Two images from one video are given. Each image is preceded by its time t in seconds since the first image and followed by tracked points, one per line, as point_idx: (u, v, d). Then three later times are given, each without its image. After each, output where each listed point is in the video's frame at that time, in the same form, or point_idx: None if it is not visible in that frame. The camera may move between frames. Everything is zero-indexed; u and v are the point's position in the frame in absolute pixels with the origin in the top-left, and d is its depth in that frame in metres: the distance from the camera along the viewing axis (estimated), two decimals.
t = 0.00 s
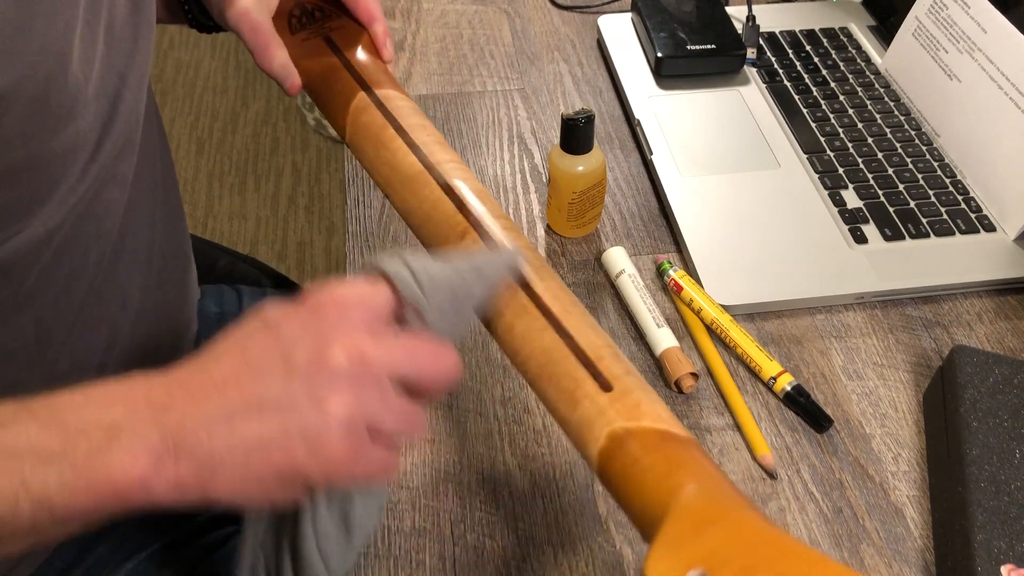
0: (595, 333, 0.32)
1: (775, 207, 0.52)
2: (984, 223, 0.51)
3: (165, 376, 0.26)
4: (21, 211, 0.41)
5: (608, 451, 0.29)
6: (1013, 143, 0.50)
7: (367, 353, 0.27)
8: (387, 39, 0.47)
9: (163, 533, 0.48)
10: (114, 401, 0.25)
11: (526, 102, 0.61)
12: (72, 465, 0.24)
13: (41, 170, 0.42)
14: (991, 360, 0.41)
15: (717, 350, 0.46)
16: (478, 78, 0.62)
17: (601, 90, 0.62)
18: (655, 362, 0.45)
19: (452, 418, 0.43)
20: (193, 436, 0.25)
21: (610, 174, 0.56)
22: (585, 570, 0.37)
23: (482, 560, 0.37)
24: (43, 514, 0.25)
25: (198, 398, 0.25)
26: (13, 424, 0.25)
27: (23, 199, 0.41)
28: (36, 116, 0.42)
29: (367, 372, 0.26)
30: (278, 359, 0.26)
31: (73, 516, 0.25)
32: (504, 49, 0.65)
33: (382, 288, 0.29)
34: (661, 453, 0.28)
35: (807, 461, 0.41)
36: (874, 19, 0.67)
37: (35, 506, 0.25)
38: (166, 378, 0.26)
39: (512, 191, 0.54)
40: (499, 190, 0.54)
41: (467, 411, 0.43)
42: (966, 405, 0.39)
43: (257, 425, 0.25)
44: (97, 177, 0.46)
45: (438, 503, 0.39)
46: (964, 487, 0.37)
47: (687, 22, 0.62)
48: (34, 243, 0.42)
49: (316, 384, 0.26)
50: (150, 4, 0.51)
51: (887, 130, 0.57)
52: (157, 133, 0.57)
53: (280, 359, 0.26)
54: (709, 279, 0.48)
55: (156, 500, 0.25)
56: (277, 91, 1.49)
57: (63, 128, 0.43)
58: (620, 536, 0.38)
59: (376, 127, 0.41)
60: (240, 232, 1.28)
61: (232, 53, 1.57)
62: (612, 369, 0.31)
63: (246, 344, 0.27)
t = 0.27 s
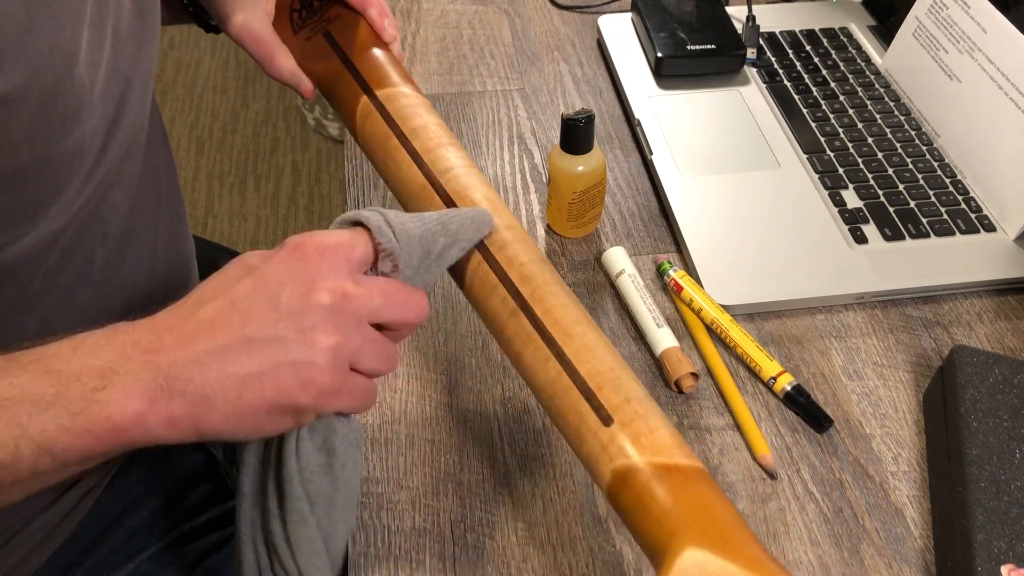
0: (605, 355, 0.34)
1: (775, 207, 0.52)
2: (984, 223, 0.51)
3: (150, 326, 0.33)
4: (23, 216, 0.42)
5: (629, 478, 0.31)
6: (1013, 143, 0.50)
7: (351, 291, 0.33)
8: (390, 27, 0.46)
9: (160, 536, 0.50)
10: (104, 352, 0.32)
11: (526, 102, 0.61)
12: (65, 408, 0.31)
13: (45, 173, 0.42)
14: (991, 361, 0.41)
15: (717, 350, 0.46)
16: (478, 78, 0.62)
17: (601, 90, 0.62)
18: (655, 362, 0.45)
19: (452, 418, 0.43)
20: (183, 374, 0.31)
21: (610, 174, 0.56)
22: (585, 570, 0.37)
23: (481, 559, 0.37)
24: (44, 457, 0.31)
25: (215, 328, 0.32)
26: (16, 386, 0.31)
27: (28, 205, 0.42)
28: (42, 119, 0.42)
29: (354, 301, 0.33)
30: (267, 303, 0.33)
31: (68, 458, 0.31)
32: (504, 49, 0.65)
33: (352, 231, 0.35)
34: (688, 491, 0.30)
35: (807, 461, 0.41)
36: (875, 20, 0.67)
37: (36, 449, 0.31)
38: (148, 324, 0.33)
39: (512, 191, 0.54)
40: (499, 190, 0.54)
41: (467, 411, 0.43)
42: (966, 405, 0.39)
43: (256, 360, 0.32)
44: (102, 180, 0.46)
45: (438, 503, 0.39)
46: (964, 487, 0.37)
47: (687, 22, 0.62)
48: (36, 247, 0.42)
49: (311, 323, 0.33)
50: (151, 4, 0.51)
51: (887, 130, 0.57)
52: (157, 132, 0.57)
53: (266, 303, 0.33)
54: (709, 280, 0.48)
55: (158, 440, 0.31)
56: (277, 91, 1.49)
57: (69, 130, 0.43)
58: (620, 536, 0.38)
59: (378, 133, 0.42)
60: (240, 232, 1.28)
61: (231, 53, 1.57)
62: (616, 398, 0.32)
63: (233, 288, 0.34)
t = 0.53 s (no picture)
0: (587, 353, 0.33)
1: (774, 207, 0.52)
2: (983, 223, 0.51)
3: (196, 399, 0.24)
4: (28, 217, 0.42)
5: (613, 487, 0.30)
6: (1013, 142, 0.50)
7: (421, 403, 0.26)
8: (377, 15, 0.45)
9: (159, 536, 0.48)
10: (140, 422, 0.24)
11: (526, 102, 0.61)
12: (87, 490, 0.22)
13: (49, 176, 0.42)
14: (992, 361, 0.41)
15: (717, 350, 0.46)
16: (478, 78, 0.62)
17: (601, 90, 0.62)
18: (655, 362, 0.45)
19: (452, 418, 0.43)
20: (221, 473, 0.23)
21: (610, 174, 0.56)
22: (585, 570, 0.37)
23: (482, 559, 0.37)
24: (58, 541, 0.23)
25: (228, 434, 0.24)
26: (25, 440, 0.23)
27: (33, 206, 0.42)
28: (46, 121, 0.42)
29: (423, 407, 0.26)
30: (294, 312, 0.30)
31: (89, 541, 0.23)
32: (504, 49, 0.65)
33: (438, 333, 0.29)
34: (672, 500, 0.29)
35: (808, 461, 0.41)
36: (874, 19, 0.67)
37: (51, 531, 0.23)
38: (193, 400, 0.25)
39: (512, 191, 0.54)
40: (499, 190, 0.54)
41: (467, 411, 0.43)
42: (966, 405, 0.39)
43: (288, 467, 0.24)
44: (105, 183, 0.47)
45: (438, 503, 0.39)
46: (965, 487, 0.37)
47: (687, 22, 0.62)
48: (41, 250, 0.42)
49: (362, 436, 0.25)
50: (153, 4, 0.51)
51: (887, 130, 0.57)
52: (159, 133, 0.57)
53: (325, 398, 0.25)
54: (709, 279, 0.48)
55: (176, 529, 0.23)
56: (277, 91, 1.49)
57: (74, 132, 0.43)
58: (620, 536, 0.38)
59: (366, 130, 0.41)
60: (240, 232, 1.28)
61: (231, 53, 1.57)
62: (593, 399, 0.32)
63: (294, 376, 0.25)
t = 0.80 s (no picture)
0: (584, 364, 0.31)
1: (775, 207, 0.52)
2: (983, 223, 0.51)
3: (191, 347, 0.24)
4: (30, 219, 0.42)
5: (608, 504, 0.28)
6: (1013, 142, 0.50)
7: (412, 343, 0.25)
8: (378, 14, 0.44)
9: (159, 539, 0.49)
10: (132, 374, 0.23)
11: (526, 102, 0.61)
12: (81, 437, 0.22)
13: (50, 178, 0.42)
14: (992, 361, 0.41)
15: (717, 350, 0.46)
16: (478, 78, 0.62)
17: (601, 90, 0.62)
18: (655, 362, 0.45)
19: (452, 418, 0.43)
20: (215, 408, 0.22)
21: (610, 174, 0.56)
22: (585, 570, 0.37)
23: (482, 559, 0.37)
24: (52, 494, 0.23)
25: (226, 368, 0.23)
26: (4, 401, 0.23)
27: (36, 208, 0.42)
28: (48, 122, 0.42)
29: (414, 358, 0.25)
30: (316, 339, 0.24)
31: (83, 493, 0.23)
32: (504, 49, 0.65)
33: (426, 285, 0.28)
34: (672, 520, 0.27)
35: (807, 461, 0.41)
36: (874, 20, 0.67)
37: (44, 483, 0.23)
38: (188, 352, 0.24)
39: (512, 191, 0.54)
40: (499, 190, 0.54)
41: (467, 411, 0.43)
42: (966, 405, 0.39)
43: (286, 404, 0.23)
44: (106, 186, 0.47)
45: (438, 503, 0.39)
46: (964, 487, 0.37)
47: (687, 22, 0.62)
48: (43, 251, 0.42)
49: (366, 369, 0.24)
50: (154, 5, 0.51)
51: (887, 130, 0.57)
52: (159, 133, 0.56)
53: (321, 341, 0.24)
54: (709, 279, 0.48)
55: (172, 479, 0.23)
56: (277, 91, 1.49)
57: (75, 134, 0.43)
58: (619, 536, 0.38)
59: (371, 137, 0.41)
60: (240, 232, 1.28)
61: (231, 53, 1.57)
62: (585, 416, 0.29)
63: (286, 321, 0.25)
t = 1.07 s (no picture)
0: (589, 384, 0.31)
1: (775, 207, 0.52)
2: (984, 223, 0.51)
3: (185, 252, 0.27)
4: (31, 221, 0.42)
5: (608, 521, 0.29)
6: (1013, 141, 0.50)
7: (391, 251, 0.29)
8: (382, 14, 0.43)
9: (159, 540, 0.49)
10: (124, 277, 0.26)
11: (526, 102, 0.61)
12: (86, 338, 0.25)
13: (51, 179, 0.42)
14: (992, 361, 0.41)
15: (717, 350, 0.46)
16: (478, 78, 0.62)
17: (601, 90, 0.62)
18: (655, 362, 0.45)
19: (452, 419, 0.43)
20: (211, 302, 0.26)
21: (610, 174, 0.56)
22: (585, 570, 0.37)
23: (482, 560, 0.38)
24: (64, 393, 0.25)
25: (218, 271, 0.26)
26: None
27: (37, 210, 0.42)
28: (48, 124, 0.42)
29: (392, 264, 0.29)
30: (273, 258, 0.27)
31: (94, 393, 0.26)
32: (504, 49, 0.65)
33: (396, 201, 0.31)
34: (668, 539, 0.29)
35: (807, 461, 0.41)
36: (874, 19, 0.67)
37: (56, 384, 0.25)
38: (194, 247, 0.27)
39: (512, 191, 0.54)
40: (499, 190, 0.54)
41: (467, 411, 0.43)
42: (966, 405, 0.39)
43: (282, 297, 0.27)
44: (108, 188, 0.47)
45: (438, 503, 0.39)
46: (964, 487, 0.37)
47: (687, 22, 0.62)
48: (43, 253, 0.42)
49: (349, 272, 0.28)
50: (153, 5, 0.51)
51: (887, 130, 0.57)
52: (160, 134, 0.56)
53: (310, 244, 0.28)
54: (710, 280, 0.48)
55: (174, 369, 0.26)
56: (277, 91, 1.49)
57: (76, 135, 0.43)
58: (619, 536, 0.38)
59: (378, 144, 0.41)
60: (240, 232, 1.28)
61: (232, 53, 1.57)
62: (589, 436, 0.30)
63: (275, 223, 0.28)
